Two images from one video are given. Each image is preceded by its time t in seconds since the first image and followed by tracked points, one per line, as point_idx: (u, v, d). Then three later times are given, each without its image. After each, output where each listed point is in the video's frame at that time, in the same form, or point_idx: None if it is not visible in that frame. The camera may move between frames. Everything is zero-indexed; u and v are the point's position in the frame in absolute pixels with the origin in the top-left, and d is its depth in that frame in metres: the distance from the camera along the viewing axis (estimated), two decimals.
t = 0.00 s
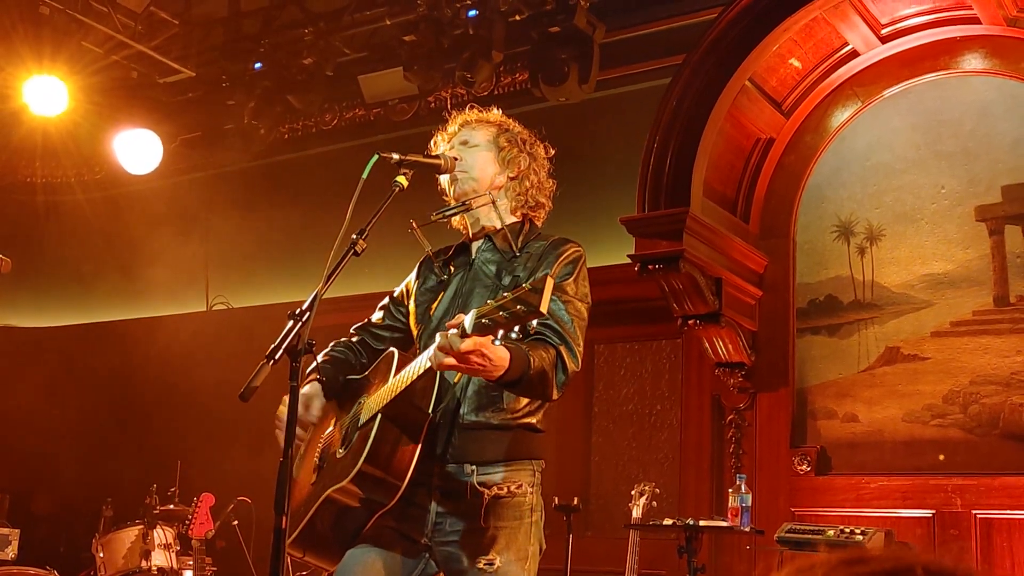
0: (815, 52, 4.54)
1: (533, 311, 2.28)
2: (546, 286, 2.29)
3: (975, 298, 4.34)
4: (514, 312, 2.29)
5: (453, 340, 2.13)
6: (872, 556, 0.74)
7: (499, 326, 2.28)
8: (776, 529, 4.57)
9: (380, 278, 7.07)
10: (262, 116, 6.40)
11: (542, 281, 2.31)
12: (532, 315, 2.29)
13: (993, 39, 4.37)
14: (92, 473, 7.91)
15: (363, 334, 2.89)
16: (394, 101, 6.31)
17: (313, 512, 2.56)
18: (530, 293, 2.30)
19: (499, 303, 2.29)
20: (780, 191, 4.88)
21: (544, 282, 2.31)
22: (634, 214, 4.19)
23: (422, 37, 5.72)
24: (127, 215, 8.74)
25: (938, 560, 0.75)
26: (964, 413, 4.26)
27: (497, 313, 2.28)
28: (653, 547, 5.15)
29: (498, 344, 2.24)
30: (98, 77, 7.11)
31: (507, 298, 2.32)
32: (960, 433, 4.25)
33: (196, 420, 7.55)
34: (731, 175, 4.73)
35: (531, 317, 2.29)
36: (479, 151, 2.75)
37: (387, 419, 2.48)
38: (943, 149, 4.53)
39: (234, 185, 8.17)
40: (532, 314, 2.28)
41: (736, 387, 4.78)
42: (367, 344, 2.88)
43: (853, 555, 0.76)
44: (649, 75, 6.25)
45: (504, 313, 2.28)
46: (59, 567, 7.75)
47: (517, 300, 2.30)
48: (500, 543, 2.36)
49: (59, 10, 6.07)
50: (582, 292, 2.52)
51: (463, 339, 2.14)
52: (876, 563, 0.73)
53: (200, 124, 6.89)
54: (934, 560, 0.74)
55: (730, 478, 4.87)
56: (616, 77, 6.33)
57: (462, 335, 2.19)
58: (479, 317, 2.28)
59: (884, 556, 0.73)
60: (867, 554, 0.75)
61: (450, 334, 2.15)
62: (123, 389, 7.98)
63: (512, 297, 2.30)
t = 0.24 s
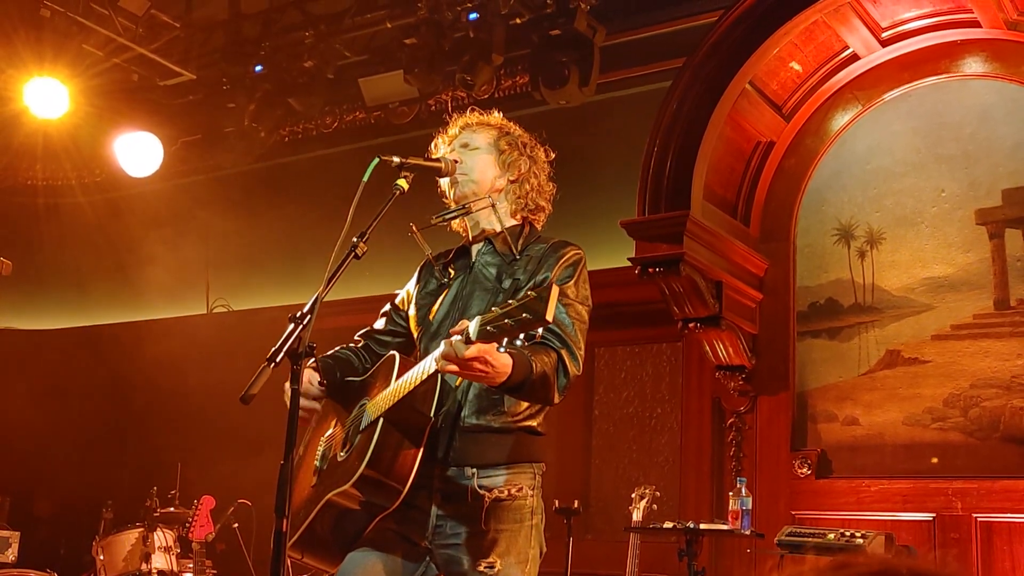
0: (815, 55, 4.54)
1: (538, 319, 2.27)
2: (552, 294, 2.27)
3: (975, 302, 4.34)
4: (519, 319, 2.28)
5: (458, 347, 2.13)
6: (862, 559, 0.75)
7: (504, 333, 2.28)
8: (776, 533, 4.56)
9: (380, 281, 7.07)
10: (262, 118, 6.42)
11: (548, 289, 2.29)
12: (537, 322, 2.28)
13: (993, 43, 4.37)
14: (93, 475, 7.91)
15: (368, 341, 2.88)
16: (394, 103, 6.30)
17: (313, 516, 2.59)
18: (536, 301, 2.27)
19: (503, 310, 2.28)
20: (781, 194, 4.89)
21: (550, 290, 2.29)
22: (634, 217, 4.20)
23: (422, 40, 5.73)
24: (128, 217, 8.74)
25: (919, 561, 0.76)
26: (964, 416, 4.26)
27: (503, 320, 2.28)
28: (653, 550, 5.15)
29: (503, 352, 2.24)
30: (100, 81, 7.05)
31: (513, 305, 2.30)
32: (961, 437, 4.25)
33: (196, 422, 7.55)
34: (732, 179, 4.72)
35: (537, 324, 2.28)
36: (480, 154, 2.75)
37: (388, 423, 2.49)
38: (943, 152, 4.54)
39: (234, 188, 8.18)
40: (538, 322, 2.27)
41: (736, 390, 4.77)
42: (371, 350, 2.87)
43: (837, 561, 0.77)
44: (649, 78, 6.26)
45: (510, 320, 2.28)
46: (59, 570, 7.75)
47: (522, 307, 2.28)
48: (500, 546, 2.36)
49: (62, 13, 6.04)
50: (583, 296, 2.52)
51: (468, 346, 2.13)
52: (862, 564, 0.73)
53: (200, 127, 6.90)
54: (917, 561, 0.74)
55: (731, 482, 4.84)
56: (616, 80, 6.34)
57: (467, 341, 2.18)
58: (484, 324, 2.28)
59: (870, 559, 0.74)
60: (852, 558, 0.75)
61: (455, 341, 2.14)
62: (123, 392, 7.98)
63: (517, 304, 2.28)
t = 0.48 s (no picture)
0: (817, 56, 4.54)
1: (537, 317, 2.29)
2: (551, 293, 2.30)
3: (977, 303, 4.34)
4: (518, 318, 2.30)
5: (457, 346, 2.13)
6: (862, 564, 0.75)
7: (504, 332, 2.29)
8: (778, 534, 4.56)
9: (383, 282, 7.07)
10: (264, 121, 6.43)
11: (546, 288, 2.32)
12: (536, 321, 2.29)
13: (996, 44, 4.37)
14: (95, 476, 7.92)
15: (364, 336, 2.89)
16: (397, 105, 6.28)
17: (316, 517, 2.59)
18: (534, 300, 2.30)
19: (503, 309, 2.30)
20: (783, 196, 4.89)
21: (547, 289, 2.32)
22: (636, 219, 4.20)
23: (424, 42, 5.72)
24: (130, 219, 8.75)
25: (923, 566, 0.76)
26: (966, 418, 4.26)
27: (502, 319, 2.29)
28: (655, 552, 5.14)
29: (503, 351, 2.25)
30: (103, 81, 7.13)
31: (512, 304, 2.33)
32: (962, 438, 4.25)
33: (199, 424, 7.56)
34: (734, 180, 4.72)
35: (536, 323, 2.29)
36: (483, 155, 2.75)
37: (390, 424, 2.49)
38: (945, 153, 4.54)
39: (237, 189, 8.18)
40: (537, 321, 2.29)
41: (738, 391, 4.76)
42: (367, 347, 2.88)
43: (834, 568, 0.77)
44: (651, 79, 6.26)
45: (509, 319, 2.29)
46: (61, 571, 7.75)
47: (521, 306, 2.31)
48: (502, 548, 2.36)
49: (64, 14, 6.08)
50: (585, 297, 2.53)
51: (467, 345, 2.13)
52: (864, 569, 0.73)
53: (203, 128, 6.90)
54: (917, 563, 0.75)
55: (733, 484, 4.82)
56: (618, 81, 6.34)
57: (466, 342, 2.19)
58: (484, 322, 2.28)
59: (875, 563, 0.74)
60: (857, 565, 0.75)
61: (454, 341, 2.14)
62: (125, 393, 7.99)
63: (516, 303, 2.31)
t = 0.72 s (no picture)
0: (821, 56, 4.53)
1: (544, 319, 2.28)
2: (557, 295, 2.29)
3: (980, 303, 4.33)
4: (525, 320, 2.28)
5: (463, 347, 2.13)
6: (865, 561, 0.75)
7: (511, 334, 2.28)
8: (782, 535, 4.55)
9: (385, 283, 7.08)
10: (268, 121, 6.42)
11: (554, 290, 2.31)
12: (543, 323, 2.29)
13: (999, 44, 4.36)
14: (99, 477, 7.93)
15: (371, 340, 2.88)
16: (400, 106, 6.30)
17: (319, 517, 2.59)
18: (542, 301, 2.29)
19: (511, 311, 2.29)
20: (786, 196, 4.88)
21: (555, 291, 2.31)
22: (639, 219, 4.19)
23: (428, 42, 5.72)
24: (133, 220, 8.76)
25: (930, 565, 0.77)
26: (970, 418, 4.25)
27: (509, 321, 2.28)
28: (658, 552, 5.14)
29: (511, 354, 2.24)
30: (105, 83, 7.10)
31: (518, 305, 2.32)
32: (967, 438, 4.24)
33: (202, 424, 7.56)
34: (737, 180, 4.72)
35: (543, 325, 2.28)
36: (485, 155, 2.75)
37: (393, 424, 2.48)
38: (949, 154, 4.53)
39: (240, 190, 8.19)
40: (544, 322, 2.28)
41: (742, 392, 4.74)
42: (374, 350, 2.87)
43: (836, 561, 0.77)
44: (654, 79, 6.25)
45: (515, 321, 2.28)
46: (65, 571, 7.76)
47: (529, 308, 2.30)
48: (506, 547, 2.36)
49: (66, 14, 6.10)
50: (588, 297, 2.52)
51: (474, 346, 2.13)
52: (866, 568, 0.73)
53: (206, 129, 6.90)
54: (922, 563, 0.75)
55: (736, 484, 4.80)
56: (620, 82, 6.34)
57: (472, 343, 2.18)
58: (490, 324, 2.28)
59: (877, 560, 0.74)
60: (860, 560, 0.75)
61: (460, 341, 2.14)
62: (129, 394, 8.00)
63: (524, 305, 2.30)
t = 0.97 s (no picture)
0: (821, 55, 4.53)
1: (539, 311, 2.28)
2: (551, 287, 2.28)
3: (981, 302, 4.33)
4: (519, 312, 2.28)
5: (458, 340, 2.14)
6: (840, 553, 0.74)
7: (504, 326, 2.28)
8: (782, 533, 4.55)
9: (386, 281, 7.08)
10: (268, 120, 6.45)
11: (547, 280, 2.30)
12: (536, 314, 2.29)
13: (1000, 42, 4.36)
14: (100, 475, 7.93)
15: (366, 333, 2.88)
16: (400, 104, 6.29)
17: (320, 516, 2.58)
18: (535, 292, 2.28)
19: (504, 302, 2.28)
20: (787, 194, 4.87)
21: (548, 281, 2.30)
22: (640, 217, 4.19)
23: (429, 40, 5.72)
24: (134, 219, 8.75)
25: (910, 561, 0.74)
26: (971, 416, 4.25)
27: (503, 313, 2.27)
28: (659, 550, 5.14)
29: (506, 348, 2.24)
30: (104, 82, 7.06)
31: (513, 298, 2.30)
32: (967, 437, 4.24)
33: (203, 423, 7.57)
34: (738, 179, 4.71)
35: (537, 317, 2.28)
36: (488, 154, 2.75)
37: (393, 421, 2.48)
38: (950, 152, 4.53)
39: (241, 188, 8.18)
40: (538, 315, 2.28)
41: (743, 390, 4.74)
42: (369, 344, 2.87)
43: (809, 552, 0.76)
44: (655, 78, 6.25)
45: (510, 313, 2.27)
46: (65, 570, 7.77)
47: (522, 299, 2.28)
48: (506, 545, 2.36)
49: (67, 13, 6.11)
50: (588, 295, 2.52)
51: (468, 339, 2.14)
52: (837, 560, 0.72)
53: (206, 128, 6.91)
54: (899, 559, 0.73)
55: (737, 483, 4.79)
56: (621, 80, 6.34)
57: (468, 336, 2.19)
58: (485, 317, 2.27)
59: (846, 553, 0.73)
60: (831, 551, 0.74)
61: (455, 334, 2.15)
62: (129, 393, 8.00)
63: (517, 296, 2.28)
